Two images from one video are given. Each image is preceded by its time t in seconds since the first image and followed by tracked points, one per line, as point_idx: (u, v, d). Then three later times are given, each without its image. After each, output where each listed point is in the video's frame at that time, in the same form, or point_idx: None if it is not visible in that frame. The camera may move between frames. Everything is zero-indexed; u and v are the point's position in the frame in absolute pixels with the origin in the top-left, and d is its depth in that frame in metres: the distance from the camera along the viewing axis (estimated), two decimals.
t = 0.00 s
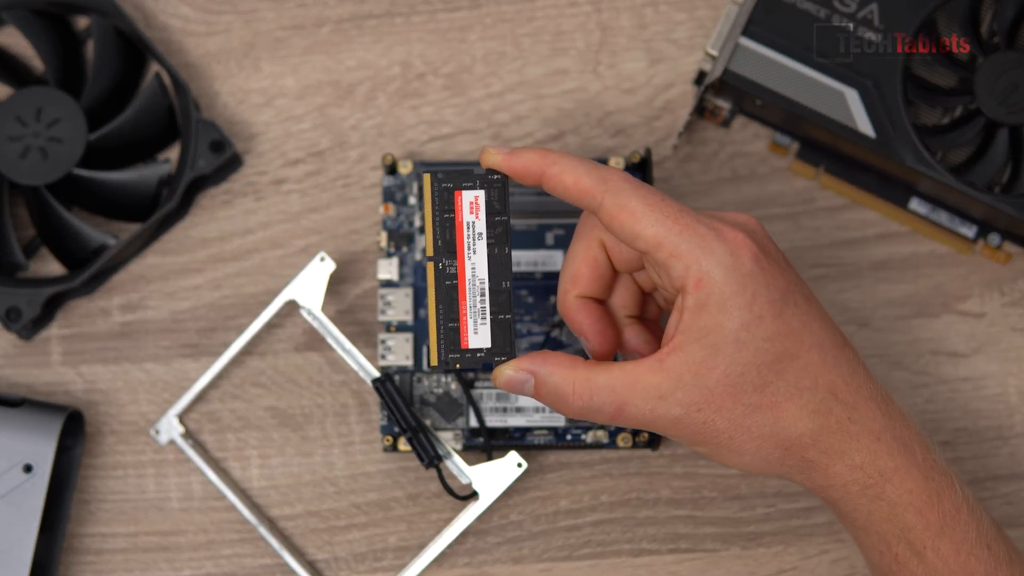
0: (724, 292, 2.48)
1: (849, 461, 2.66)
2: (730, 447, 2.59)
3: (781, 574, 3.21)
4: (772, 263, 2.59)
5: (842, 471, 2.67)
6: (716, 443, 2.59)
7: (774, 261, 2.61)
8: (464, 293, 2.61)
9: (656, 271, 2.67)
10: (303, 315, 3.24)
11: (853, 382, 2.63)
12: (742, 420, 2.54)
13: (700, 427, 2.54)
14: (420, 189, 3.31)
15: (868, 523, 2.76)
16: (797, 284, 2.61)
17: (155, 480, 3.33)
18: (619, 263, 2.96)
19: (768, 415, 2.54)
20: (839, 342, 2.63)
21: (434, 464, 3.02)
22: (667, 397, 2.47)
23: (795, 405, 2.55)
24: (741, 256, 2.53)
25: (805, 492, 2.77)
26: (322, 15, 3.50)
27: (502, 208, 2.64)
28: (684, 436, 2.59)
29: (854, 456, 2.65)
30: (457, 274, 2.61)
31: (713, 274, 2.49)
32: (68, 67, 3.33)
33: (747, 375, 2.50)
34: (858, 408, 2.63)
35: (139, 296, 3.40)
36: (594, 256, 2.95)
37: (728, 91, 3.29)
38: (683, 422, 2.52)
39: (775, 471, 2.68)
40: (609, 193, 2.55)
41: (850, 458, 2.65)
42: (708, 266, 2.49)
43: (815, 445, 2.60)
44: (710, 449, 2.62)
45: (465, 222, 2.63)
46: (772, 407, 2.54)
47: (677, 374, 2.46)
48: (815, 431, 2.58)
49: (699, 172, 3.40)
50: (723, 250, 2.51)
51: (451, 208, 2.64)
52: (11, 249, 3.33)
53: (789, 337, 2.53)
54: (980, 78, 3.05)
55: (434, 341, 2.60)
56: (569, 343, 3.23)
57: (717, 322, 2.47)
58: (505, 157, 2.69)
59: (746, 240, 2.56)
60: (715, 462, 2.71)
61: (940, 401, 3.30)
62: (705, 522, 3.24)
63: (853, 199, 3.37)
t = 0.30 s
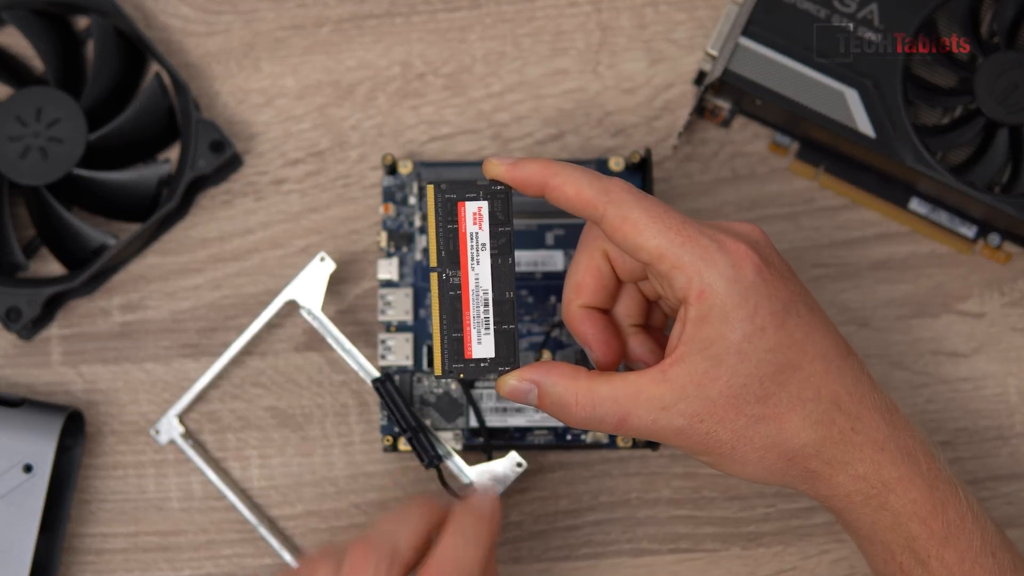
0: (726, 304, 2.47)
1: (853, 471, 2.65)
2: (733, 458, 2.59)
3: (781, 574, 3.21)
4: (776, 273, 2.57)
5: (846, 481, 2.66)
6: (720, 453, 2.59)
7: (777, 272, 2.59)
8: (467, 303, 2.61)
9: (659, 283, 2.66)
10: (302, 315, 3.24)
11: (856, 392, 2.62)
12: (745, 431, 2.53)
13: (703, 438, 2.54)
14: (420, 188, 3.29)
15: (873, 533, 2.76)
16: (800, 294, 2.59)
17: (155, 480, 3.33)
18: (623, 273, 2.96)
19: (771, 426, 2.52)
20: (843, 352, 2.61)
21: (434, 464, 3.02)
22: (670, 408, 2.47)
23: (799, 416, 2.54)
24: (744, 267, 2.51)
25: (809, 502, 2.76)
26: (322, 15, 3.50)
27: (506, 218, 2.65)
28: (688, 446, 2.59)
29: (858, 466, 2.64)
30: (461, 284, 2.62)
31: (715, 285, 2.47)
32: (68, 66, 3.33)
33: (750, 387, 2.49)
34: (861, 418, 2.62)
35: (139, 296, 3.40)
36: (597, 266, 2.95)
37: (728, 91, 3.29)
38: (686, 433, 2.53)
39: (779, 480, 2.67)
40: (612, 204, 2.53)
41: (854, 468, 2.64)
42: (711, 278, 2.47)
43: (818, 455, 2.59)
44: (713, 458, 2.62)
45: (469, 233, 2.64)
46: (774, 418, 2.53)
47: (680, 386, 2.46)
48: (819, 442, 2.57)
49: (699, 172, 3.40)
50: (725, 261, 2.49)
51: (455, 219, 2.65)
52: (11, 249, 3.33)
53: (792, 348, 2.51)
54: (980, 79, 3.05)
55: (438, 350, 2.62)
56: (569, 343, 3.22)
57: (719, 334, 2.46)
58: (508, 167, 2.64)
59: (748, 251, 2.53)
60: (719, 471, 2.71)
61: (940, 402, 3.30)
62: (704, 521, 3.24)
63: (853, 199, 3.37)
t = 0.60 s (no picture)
0: (735, 304, 2.42)
1: (858, 474, 2.65)
2: (739, 459, 2.59)
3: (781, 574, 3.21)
4: (785, 275, 2.52)
5: (851, 484, 2.67)
6: (726, 454, 2.59)
7: (787, 274, 2.53)
8: (481, 296, 2.62)
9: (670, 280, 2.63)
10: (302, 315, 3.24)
11: (864, 397, 2.60)
12: (751, 433, 2.52)
13: (710, 439, 2.53)
14: (420, 188, 3.27)
15: (878, 535, 2.77)
16: (810, 297, 2.55)
17: (155, 480, 3.33)
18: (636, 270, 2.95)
19: (777, 429, 2.51)
20: (851, 355, 2.58)
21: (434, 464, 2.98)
22: (677, 409, 2.46)
23: (805, 419, 2.52)
24: (754, 268, 2.45)
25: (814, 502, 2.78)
26: (322, 15, 3.50)
27: (524, 213, 2.66)
28: (695, 447, 2.59)
29: (864, 470, 2.64)
30: (475, 277, 2.64)
31: (723, 285, 2.42)
32: (68, 67, 3.33)
33: (758, 390, 2.46)
34: (868, 422, 2.61)
35: (139, 296, 3.40)
36: (609, 263, 2.95)
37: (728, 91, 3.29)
38: (692, 433, 2.52)
39: (784, 481, 2.68)
40: (628, 197, 2.51)
41: (859, 471, 2.64)
42: (719, 277, 2.42)
43: (824, 458, 2.59)
44: (719, 458, 2.63)
45: (487, 226, 2.65)
46: (781, 422, 2.51)
47: (687, 386, 2.44)
48: (826, 445, 2.56)
49: (699, 172, 3.40)
50: (735, 262, 2.43)
51: (475, 212, 2.67)
52: (11, 249, 3.33)
53: (800, 351, 2.48)
54: (980, 79, 3.05)
55: (451, 340, 2.64)
56: (569, 343, 3.23)
57: (727, 335, 2.42)
58: (528, 162, 2.71)
59: (758, 253, 2.47)
60: (725, 471, 2.72)
61: (940, 402, 3.30)
62: (705, 521, 3.24)
63: (853, 199, 3.37)
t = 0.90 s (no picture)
0: (721, 313, 2.40)
1: (839, 489, 2.63)
2: (721, 470, 2.57)
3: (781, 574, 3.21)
4: (772, 285, 2.50)
5: (832, 499, 2.65)
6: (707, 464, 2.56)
7: (773, 284, 2.51)
8: (483, 288, 2.63)
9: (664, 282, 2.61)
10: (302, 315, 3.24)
11: (849, 412, 2.56)
12: (732, 445, 2.48)
13: (694, 449, 2.50)
14: (420, 189, 3.28)
15: (860, 550, 2.76)
16: (798, 310, 2.53)
17: (155, 480, 3.33)
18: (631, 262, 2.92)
19: (760, 443, 2.48)
20: (836, 370, 2.55)
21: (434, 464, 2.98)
22: (663, 416, 2.43)
23: (788, 434, 2.49)
24: (742, 277, 2.42)
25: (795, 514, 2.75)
26: (322, 15, 3.50)
27: (535, 212, 2.67)
28: (679, 456, 2.56)
29: (845, 486, 2.62)
30: (481, 270, 2.65)
31: (711, 292, 2.40)
32: (68, 66, 3.33)
33: (743, 401, 2.43)
34: (852, 439, 2.57)
35: (140, 296, 3.40)
36: (608, 254, 2.94)
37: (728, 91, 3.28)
38: (675, 441, 2.49)
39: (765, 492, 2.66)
40: (634, 190, 2.50)
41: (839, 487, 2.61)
42: (708, 284, 2.40)
43: (806, 473, 2.56)
44: (701, 468, 2.59)
45: (498, 222, 2.67)
46: (763, 434, 2.48)
47: (673, 393, 2.42)
48: (808, 461, 2.53)
49: (699, 172, 3.40)
50: (724, 269, 2.41)
51: (487, 208, 2.69)
52: (11, 249, 3.33)
53: (785, 364, 2.45)
54: (979, 79, 3.05)
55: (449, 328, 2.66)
56: (569, 343, 3.23)
57: (714, 343, 2.39)
58: (541, 162, 2.75)
59: (746, 264, 2.45)
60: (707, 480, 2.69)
61: (940, 401, 3.30)
62: (705, 521, 3.24)
63: (853, 199, 3.37)
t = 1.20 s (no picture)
0: (807, 280, 2.48)
1: (868, 480, 2.62)
2: (756, 414, 2.62)
3: (781, 574, 3.21)
4: (859, 268, 2.57)
5: (861, 488, 2.62)
6: (747, 406, 2.62)
7: (859, 267, 2.59)
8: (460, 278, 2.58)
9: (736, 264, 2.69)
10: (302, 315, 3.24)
11: (900, 407, 2.61)
12: (780, 397, 2.56)
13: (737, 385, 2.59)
14: (420, 189, 3.30)
15: (888, 550, 2.67)
16: (874, 298, 2.59)
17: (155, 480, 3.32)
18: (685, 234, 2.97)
19: (809, 404, 2.55)
20: (897, 366, 2.61)
21: (434, 464, 3.04)
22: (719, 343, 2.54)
23: (836, 407, 2.55)
24: (832, 253, 2.51)
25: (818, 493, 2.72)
26: (322, 16, 3.51)
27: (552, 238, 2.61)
28: (719, 389, 2.66)
29: (876, 477, 2.61)
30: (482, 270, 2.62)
31: (799, 263, 2.48)
32: (68, 66, 3.33)
33: (803, 359, 2.51)
34: (897, 433, 2.60)
35: (140, 296, 3.40)
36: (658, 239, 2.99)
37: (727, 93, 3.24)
38: (726, 368, 2.57)
39: (795, 463, 2.67)
40: (690, 201, 2.56)
41: (872, 478, 2.61)
42: (797, 254, 2.48)
43: (844, 451, 2.58)
44: (738, 409, 2.66)
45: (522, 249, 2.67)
46: (815, 400, 2.55)
47: (734, 330, 2.52)
48: (848, 438, 2.57)
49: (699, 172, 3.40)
50: (815, 242, 2.50)
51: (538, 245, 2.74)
52: (11, 249, 3.33)
53: (853, 341, 2.53)
54: (979, 79, 3.06)
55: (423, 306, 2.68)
56: (569, 343, 3.24)
57: (789, 304, 2.49)
58: (580, 211, 2.69)
59: (839, 238, 2.53)
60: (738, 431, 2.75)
61: (940, 401, 3.30)
62: (705, 521, 3.24)
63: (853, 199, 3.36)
